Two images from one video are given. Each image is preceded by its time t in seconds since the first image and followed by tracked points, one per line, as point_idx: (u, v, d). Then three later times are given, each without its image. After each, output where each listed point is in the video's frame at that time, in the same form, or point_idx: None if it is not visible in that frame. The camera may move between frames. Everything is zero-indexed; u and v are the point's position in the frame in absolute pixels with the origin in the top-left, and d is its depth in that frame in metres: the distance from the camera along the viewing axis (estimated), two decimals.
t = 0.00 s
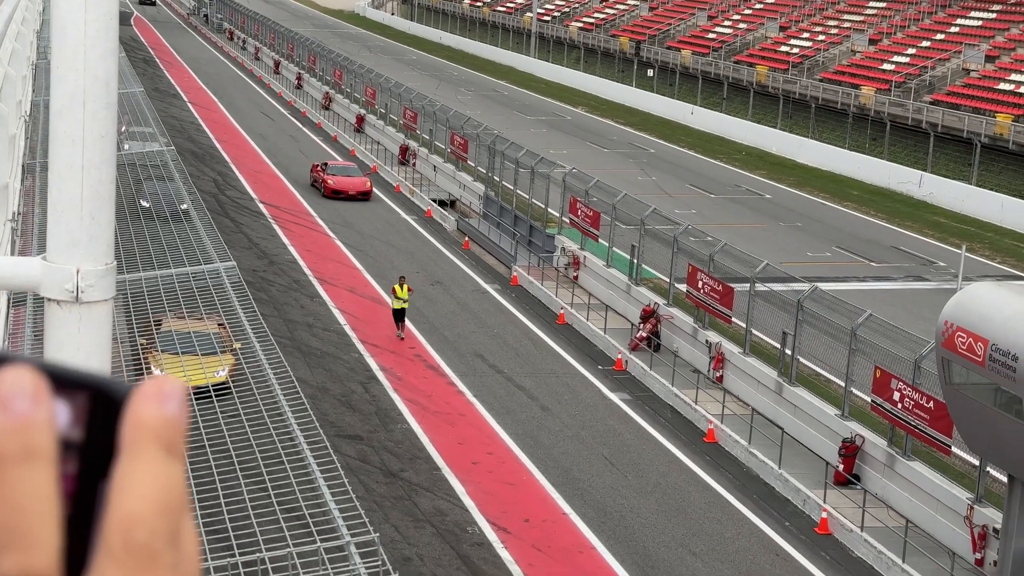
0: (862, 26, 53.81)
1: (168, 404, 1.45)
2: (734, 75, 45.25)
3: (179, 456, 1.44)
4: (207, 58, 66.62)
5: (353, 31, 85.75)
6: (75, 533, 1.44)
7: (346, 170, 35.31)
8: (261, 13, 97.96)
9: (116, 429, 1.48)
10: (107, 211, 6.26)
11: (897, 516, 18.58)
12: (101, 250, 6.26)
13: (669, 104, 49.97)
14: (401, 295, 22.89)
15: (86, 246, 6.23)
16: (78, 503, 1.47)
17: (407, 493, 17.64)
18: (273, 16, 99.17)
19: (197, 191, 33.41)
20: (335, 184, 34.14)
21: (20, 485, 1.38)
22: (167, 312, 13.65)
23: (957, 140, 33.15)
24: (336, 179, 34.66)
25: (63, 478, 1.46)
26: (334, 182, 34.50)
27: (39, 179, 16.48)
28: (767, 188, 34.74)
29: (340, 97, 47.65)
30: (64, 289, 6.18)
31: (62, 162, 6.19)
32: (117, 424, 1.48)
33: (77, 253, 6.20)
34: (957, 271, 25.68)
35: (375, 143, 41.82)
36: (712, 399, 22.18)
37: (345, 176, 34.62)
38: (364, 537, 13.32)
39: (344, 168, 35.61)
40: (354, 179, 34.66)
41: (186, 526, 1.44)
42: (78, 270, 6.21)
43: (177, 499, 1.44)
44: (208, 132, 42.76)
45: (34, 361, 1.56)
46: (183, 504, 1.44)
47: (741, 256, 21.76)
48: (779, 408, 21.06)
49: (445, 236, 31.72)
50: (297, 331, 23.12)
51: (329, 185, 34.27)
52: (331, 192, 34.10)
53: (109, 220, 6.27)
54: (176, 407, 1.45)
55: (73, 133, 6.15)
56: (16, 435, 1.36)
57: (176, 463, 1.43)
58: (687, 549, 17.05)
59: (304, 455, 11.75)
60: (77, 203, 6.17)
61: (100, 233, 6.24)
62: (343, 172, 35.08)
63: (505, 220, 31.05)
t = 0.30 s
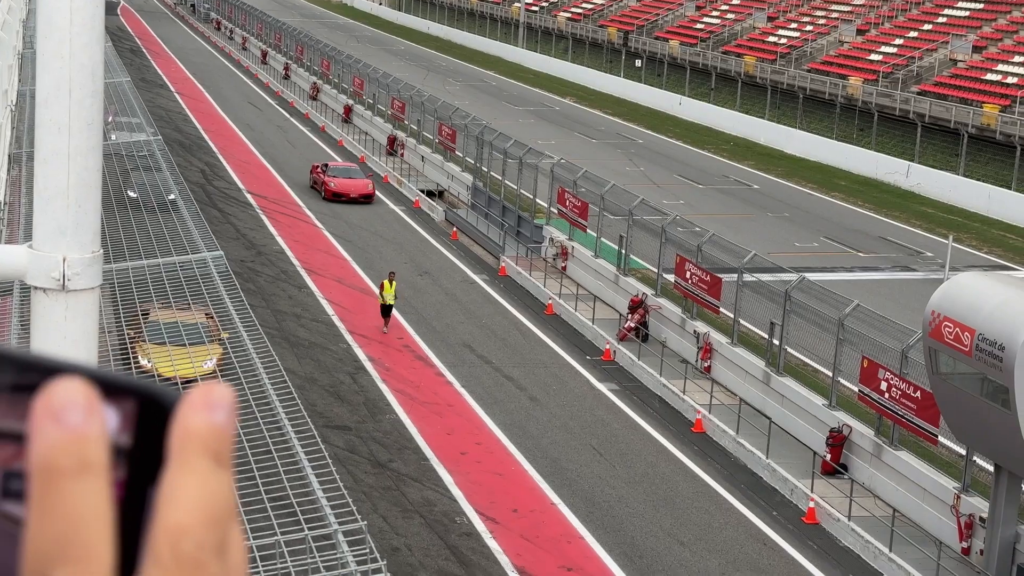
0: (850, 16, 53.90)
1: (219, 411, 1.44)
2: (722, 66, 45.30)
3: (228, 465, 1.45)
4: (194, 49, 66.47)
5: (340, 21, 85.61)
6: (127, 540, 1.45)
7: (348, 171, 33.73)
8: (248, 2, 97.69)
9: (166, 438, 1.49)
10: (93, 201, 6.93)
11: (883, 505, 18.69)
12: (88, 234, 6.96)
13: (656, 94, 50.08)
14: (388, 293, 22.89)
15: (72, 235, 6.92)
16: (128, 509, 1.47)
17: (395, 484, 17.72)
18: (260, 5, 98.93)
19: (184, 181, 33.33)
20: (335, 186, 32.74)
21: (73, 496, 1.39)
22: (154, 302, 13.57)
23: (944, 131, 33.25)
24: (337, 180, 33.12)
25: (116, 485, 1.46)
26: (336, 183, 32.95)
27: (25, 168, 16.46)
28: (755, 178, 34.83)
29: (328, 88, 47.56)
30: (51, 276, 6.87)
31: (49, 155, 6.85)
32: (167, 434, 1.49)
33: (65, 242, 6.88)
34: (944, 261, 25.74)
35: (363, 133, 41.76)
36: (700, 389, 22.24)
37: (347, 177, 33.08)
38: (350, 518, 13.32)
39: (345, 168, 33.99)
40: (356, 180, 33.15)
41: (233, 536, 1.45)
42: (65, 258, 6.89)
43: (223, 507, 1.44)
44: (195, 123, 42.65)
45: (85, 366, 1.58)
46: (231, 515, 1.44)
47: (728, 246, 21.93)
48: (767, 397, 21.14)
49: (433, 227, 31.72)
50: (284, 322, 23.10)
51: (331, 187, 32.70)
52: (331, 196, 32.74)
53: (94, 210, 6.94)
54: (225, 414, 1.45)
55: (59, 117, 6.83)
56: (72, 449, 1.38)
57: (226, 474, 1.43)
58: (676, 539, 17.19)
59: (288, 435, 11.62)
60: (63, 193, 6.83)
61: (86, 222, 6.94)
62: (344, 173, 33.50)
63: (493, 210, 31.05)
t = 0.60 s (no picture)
0: (835, 6, 54.02)
1: (238, 424, 1.62)
2: (707, 54, 45.37)
3: (244, 479, 1.63)
4: (178, 38, 66.22)
5: (324, 9, 85.38)
6: (142, 546, 1.69)
7: (348, 172, 32.28)
8: None
9: (185, 445, 1.69)
10: (74, 186, 6.90)
11: (868, 493, 18.82)
12: (68, 220, 6.92)
13: (642, 83, 50.22)
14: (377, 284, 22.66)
15: (52, 220, 6.87)
16: (147, 514, 1.69)
17: (381, 473, 17.81)
18: None
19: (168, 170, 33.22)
20: (335, 189, 31.32)
21: (91, 506, 1.61)
22: (137, 291, 13.62)
23: (929, 120, 33.36)
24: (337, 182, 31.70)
25: (134, 489, 1.67)
26: (336, 186, 31.52)
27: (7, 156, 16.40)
28: (740, 167, 34.90)
29: (313, 77, 47.46)
30: (32, 263, 6.81)
31: (31, 140, 6.83)
32: (186, 441, 1.69)
33: (46, 226, 6.84)
34: (928, 250, 25.81)
35: (348, 122, 41.69)
36: (685, 378, 22.29)
37: (347, 179, 31.68)
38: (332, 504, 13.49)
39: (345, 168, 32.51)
40: (357, 182, 31.76)
41: (248, 542, 1.64)
42: (46, 244, 6.84)
43: (248, 515, 1.63)
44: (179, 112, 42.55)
45: (117, 382, 1.79)
46: (249, 522, 1.64)
47: (714, 236, 22.12)
48: (752, 385, 21.21)
49: (419, 216, 31.72)
50: (270, 310, 23.07)
51: (331, 191, 31.26)
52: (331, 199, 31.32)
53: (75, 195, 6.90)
54: (246, 429, 1.63)
55: (38, 101, 6.80)
56: (89, 461, 1.60)
57: (242, 482, 1.63)
58: (662, 527, 17.34)
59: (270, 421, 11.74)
60: (44, 177, 6.80)
61: (67, 206, 6.89)
62: (344, 174, 32.07)
63: (479, 199, 31.02)
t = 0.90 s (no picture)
0: None
1: (170, 386, 1.53)
2: (691, 41, 45.57)
3: (178, 444, 1.54)
4: (160, 24, 66.02)
5: None
6: (63, 516, 1.60)
7: (346, 171, 31.03)
8: None
9: (113, 412, 1.59)
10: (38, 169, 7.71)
11: (849, 479, 18.94)
12: (36, 203, 7.79)
13: (625, 69, 50.37)
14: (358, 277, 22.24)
15: (16, 203, 7.71)
16: (73, 486, 1.62)
17: (363, 460, 17.93)
18: None
19: (150, 157, 33.12)
20: (333, 190, 30.11)
21: (8, 472, 1.45)
22: (113, 278, 13.54)
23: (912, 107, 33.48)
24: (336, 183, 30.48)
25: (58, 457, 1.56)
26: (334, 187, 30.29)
27: None
28: (723, 154, 35.00)
29: (296, 63, 47.37)
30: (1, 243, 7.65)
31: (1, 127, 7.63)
32: (115, 407, 1.59)
33: (12, 210, 7.68)
34: (909, 237, 25.88)
35: (331, 108, 41.62)
36: (668, 364, 22.36)
37: (346, 180, 30.45)
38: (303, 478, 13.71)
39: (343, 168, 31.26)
40: (356, 183, 30.49)
41: (183, 508, 1.56)
42: (11, 227, 7.68)
43: (182, 482, 1.55)
44: (161, 99, 42.52)
45: (30, 337, 1.63)
46: (182, 490, 1.56)
47: (696, 222, 22.24)
48: (734, 372, 21.31)
49: (402, 203, 31.72)
50: (252, 297, 23.04)
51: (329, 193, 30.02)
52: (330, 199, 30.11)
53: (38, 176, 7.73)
54: (178, 390, 1.54)
55: (6, 86, 7.58)
56: (9, 425, 1.44)
57: (176, 452, 1.54)
58: (644, 513, 17.53)
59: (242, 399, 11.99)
60: (10, 162, 7.62)
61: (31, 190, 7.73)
62: (342, 174, 30.82)
63: (462, 185, 30.99)
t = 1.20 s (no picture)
0: None
1: (80, 358, 1.30)
2: (671, 26, 46.20)
3: (87, 419, 1.31)
4: (138, 11, 65.83)
5: None
6: None
7: (343, 173, 29.70)
8: None
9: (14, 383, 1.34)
10: None
11: (827, 463, 19.06)
12: None
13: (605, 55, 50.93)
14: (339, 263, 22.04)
15: None
16: None
17: (342, 445, 18.04)
18: None
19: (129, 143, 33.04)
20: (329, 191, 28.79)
21: None
22: (93, 262, 14.21)
23: (890, 93, 33.63)
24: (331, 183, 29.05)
25: None
26: (329, 187, 28.87)
27: None
28: (703, 140, 35.15)
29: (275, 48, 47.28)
30: None
31: None
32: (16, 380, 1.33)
33: None
34: (888, 222, 25.98)
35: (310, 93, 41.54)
36: (648, 349, 22.45)
37: (342, 180, 28.96)
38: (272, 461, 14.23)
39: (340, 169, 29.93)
40: (353, 184, 28.90)
41: (93, 486, 1.33)
42: None
43: (94, 459, 1.33)
44: (141, 84, 42.57)
45: None
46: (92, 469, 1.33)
47: (674, 207, 22.12)
48: (713, 356, 21.41)
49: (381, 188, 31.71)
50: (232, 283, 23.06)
51: (324, 192, 28.58)
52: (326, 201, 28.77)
53: None
54: (92, 358, 1.31)
55: None
56: None
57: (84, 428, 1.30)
58: (623, 497, 17.66)
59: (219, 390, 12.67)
60: None
61: None
62: (338, 175, 29.48)
63: (441, 170, 30.83)
